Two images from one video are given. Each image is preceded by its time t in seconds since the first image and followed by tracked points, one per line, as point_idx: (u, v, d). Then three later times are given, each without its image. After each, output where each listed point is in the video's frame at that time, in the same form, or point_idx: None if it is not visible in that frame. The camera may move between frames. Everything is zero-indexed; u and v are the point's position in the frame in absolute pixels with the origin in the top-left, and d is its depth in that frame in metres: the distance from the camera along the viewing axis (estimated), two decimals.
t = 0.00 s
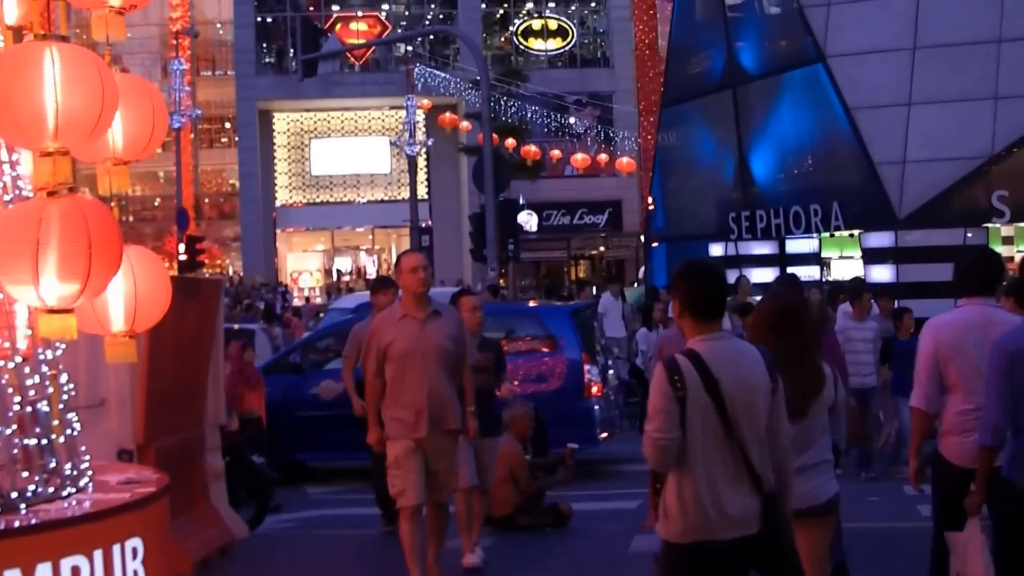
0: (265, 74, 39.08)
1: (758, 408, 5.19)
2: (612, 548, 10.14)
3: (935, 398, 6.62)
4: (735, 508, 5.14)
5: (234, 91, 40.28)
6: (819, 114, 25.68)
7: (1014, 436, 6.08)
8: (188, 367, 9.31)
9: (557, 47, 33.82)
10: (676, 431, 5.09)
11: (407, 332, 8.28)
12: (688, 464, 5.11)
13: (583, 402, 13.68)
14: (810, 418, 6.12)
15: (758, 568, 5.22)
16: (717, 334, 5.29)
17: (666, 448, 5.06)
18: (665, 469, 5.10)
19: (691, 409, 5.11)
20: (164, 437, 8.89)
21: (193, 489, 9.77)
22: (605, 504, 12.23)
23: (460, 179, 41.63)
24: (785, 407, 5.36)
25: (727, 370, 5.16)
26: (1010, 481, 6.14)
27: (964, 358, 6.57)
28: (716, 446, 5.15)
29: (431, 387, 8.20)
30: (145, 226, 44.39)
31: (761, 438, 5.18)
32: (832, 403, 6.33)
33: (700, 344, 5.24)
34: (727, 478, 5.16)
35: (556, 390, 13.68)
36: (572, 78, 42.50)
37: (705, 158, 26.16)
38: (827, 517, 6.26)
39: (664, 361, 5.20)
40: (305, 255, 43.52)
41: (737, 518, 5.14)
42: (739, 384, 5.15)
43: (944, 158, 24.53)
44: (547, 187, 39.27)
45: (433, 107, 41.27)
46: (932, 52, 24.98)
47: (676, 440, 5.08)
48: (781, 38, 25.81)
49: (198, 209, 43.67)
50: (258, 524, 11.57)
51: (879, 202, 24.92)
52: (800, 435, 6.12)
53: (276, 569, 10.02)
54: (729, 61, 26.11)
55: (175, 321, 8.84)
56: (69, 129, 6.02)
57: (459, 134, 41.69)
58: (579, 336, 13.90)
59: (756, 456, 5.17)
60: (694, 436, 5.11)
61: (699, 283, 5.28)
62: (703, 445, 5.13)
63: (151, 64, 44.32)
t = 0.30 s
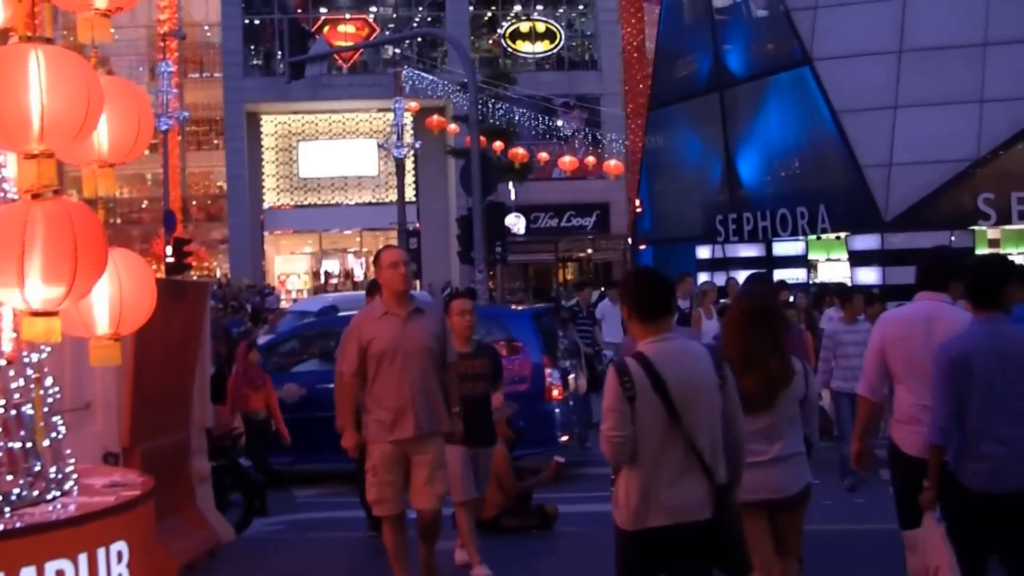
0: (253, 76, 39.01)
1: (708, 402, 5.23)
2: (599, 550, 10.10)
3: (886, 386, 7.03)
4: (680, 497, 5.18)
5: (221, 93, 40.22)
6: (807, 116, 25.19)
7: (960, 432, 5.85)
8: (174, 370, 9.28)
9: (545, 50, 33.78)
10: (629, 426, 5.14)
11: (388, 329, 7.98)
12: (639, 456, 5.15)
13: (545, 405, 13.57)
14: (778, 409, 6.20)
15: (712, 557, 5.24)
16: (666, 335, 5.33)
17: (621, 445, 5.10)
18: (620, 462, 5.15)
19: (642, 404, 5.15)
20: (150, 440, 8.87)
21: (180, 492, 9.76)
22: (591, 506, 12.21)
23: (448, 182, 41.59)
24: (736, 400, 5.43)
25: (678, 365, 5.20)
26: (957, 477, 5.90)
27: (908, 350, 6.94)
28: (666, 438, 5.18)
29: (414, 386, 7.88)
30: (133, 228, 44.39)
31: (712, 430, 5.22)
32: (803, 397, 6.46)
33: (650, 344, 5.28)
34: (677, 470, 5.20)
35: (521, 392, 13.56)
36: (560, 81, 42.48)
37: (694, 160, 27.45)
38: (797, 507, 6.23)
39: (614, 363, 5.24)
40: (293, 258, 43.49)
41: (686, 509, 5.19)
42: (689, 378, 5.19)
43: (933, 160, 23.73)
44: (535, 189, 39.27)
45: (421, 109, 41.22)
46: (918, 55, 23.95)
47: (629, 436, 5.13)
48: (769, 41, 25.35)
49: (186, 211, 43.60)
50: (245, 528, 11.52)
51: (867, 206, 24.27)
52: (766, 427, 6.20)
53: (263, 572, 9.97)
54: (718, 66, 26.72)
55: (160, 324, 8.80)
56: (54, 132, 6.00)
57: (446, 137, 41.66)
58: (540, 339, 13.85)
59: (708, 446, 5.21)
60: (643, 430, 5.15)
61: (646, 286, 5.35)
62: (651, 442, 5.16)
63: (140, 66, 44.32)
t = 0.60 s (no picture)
0: (235, 77, 38.97)
1: (637, 399, 6.07)
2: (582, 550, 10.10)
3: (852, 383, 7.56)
4: (618, 488, 5.99)
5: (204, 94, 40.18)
6: (788, 118, 25.18)
7: (920, 423, 6.37)
8: (156, 371, 9.29)
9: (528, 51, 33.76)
10: (561, 420, 6.05)
11: (370, 338, 7.83)
12: (573, 448, 6.05)
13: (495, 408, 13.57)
14: (761, 410, 6.29)
15: (649, 539, 6.02)
16: (607, 338, 6.17)
17: (555, 435, 6.01)
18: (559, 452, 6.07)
19: (569, 403, 6.06)
20: (132, 441, 8.87)
21: (162, 493, 9.75)
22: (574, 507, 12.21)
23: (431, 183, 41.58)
24: (669, 396, 6.21)
25: (605, 366, 6.06)
26: (916, 467, 6.45)
27: (869, 352, 7.45)
28: (597, 432, 6.04)
29: (394, 397, 7.75)
30: (115, 229, 44.27)
31: (641, 425, 6.04)
32: (781, 396, 6.47)
33: (584, 346, 6.14)
34: (612, 461, 6.02)
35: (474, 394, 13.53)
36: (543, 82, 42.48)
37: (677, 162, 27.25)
38: (776, 505, 6.36)
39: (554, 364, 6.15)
40: (276, 259, 43.46)
41: (616, 495, 5.98)
42: (617, 380, 6.05)
43: (915, 163, 23.75)
44: (517, 190, 39.26)
45: (404, 111, 41.21)
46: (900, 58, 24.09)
47: (561, 426, 6.04)
48: (752, 43, 25.44)
49: (169, 213, 43.51)
50: (227, 530, 11.51)
51: (847, 207, 24.23)
52: (751, 427, 6.29)
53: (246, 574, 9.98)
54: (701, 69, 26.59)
55: (142, 325, 8.80)
56: (34, 132, 6.09)
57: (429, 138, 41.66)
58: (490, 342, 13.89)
59: (639, 437, 6.03)
60: (575, 426, 6.04)
61: (586, 293, 6.19)
62: (584, 434, 6.04)
63: (123, 68, 44.24)
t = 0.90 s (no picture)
0: (222, 77, 38.93)
1: (605, 395, 6.18)
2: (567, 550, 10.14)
3: (830, 383, 7.66)
4: (590, 480, 6.16)
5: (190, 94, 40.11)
6: (773, 119, 25.20)
7: (897, 417, 6.80)
8: (143, 371, 9.32)
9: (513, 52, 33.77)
10: (531, 415, 6.29)
11: (355, 333, 7.31)
12: (548, 440, 6.25)
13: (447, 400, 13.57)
14: (746, 400, 6.46)
15: (620, 528, 6.21)
16: (583, 335, 6.33)
17: (526, 430, 6.27)
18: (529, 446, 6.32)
19: (542, 397, 6.25)
20: (117, 442, 8.89)
21: (147, 493, 9.75)
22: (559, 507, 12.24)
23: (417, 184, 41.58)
24: (641, 394, 6.25)
25: (575, 364, 6.20)
26: (892, 458, 6.88)
27: (844, 351, 7.56)
28: (569, 425, 6.20)
29: (379, 398, 7.23)
30: (101, 229, 44.24)
31: (612, 421, 6.15)
32: (764, 387, 6.63)
33: (559, 342, 6.30)
34: (582, 454, 6.18)
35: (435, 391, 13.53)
36: (530, 83, 42.48)
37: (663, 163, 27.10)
38: (760, 491, 6.47)
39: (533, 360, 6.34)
40: (262, 260, 43.42)
41: (584, 487, 6.16)
42: (585, 375, 6.19)
43: (899, 164, 23.76)
44: (504, 191, 39.30)
45: (390, 110, 41.20)
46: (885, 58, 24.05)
47: (533, 423, 6.29)
48: (738, 44, 25.44)
49: (155, 213, 43.43)
50: (213, 531, 11.47)
51: (833, 208, 24.28)
52: (734, 418, 6.45)
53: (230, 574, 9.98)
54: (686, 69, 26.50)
55: (126, 325, 8.80)
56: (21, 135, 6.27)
57: (415, 138, 41.65)
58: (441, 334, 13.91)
59: (607, 432, 6.16)
60: (547, 419, 6.23)
61: (567, 294, 6.38)
62: (555, 427, 6.22)
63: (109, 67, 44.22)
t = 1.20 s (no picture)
0: (217, 77, 38.93)
1: (604, 387, 6.52)
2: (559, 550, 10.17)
3: (799, 384, 7.65)
4: (583, 467, 6.50)
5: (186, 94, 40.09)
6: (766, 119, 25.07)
7: (871, 413, 6.91)
8: (137, 370, 9.34)
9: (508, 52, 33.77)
10: (536, 402, 6.65)
11: (349, 338, 6.88)
12: (547, 427, 6.61)
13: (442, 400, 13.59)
14: (727, 400, 6.71)
15: (613, 516, 6.52)
16: (586, 329, 6.68)
17: (532, 415, 6.63)
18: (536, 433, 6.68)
19: (545, 385, 6.63)
20: (112, 443, 8.91)
21: (141, 495, 9.76)
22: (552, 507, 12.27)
23: (413, 183, 41.59)
24: (640, 388, 6.59)
25: (576, 355, 6.56)
26: (865, 454, 6.98)
27: (810, 353, 7.57)
28: (571, 416, 6.55)
29: (377, 405, 6.80)
30: (96, 229, 44.23)
31: (607, 411, 6.49)
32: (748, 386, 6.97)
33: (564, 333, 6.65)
34: (576, 443, 6.53)
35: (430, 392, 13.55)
36: (525, 83, 42.50)
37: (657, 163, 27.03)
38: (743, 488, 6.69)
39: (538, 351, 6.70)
40: (258, 260, 43.42)
41: (578, 474, 6.50)
42: (586, 365, 6.54)
43: (893, 164, 23.82)
44: (499, 191, 39.35)
45: (386, 111, 41.21)
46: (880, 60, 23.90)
47: (537, 410, 6.65)
48: (734, 44, 25.20)
49: (151, 213, 43.41)
50: (208, 531, 11.48)
51: (825, 207, 24.26)
52: (716, 416, 6.71)
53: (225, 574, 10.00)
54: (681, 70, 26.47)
55: (120, 326, 8.82)
56: (12, 133, 6.30)
57: (411, 138, 41.67)
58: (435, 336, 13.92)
59: (603, 421, 6.50)
60: (547, 407, 6.59)
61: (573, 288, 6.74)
62: (556, 415, 6.57)
63: (104, 67, 44.21)
